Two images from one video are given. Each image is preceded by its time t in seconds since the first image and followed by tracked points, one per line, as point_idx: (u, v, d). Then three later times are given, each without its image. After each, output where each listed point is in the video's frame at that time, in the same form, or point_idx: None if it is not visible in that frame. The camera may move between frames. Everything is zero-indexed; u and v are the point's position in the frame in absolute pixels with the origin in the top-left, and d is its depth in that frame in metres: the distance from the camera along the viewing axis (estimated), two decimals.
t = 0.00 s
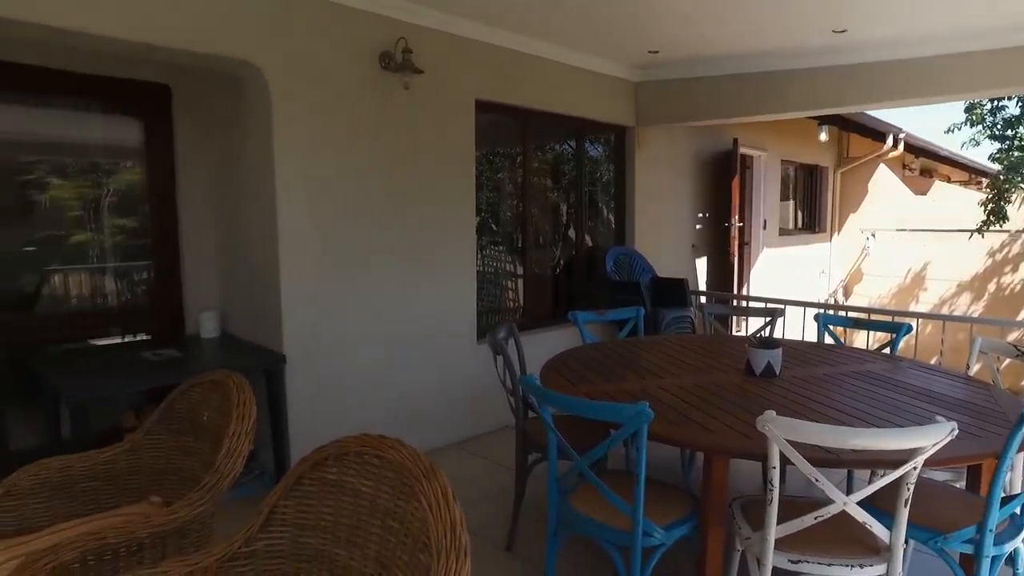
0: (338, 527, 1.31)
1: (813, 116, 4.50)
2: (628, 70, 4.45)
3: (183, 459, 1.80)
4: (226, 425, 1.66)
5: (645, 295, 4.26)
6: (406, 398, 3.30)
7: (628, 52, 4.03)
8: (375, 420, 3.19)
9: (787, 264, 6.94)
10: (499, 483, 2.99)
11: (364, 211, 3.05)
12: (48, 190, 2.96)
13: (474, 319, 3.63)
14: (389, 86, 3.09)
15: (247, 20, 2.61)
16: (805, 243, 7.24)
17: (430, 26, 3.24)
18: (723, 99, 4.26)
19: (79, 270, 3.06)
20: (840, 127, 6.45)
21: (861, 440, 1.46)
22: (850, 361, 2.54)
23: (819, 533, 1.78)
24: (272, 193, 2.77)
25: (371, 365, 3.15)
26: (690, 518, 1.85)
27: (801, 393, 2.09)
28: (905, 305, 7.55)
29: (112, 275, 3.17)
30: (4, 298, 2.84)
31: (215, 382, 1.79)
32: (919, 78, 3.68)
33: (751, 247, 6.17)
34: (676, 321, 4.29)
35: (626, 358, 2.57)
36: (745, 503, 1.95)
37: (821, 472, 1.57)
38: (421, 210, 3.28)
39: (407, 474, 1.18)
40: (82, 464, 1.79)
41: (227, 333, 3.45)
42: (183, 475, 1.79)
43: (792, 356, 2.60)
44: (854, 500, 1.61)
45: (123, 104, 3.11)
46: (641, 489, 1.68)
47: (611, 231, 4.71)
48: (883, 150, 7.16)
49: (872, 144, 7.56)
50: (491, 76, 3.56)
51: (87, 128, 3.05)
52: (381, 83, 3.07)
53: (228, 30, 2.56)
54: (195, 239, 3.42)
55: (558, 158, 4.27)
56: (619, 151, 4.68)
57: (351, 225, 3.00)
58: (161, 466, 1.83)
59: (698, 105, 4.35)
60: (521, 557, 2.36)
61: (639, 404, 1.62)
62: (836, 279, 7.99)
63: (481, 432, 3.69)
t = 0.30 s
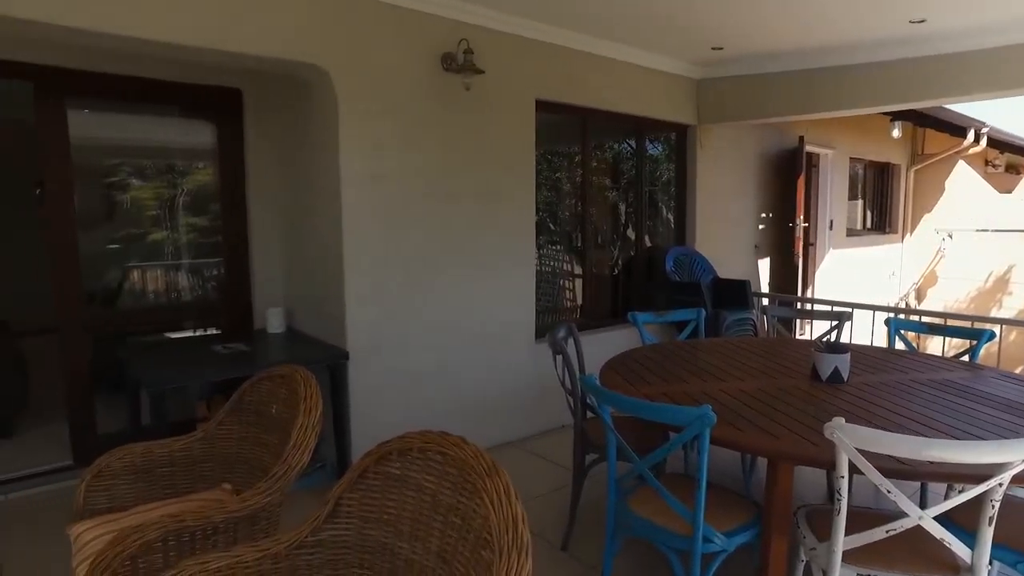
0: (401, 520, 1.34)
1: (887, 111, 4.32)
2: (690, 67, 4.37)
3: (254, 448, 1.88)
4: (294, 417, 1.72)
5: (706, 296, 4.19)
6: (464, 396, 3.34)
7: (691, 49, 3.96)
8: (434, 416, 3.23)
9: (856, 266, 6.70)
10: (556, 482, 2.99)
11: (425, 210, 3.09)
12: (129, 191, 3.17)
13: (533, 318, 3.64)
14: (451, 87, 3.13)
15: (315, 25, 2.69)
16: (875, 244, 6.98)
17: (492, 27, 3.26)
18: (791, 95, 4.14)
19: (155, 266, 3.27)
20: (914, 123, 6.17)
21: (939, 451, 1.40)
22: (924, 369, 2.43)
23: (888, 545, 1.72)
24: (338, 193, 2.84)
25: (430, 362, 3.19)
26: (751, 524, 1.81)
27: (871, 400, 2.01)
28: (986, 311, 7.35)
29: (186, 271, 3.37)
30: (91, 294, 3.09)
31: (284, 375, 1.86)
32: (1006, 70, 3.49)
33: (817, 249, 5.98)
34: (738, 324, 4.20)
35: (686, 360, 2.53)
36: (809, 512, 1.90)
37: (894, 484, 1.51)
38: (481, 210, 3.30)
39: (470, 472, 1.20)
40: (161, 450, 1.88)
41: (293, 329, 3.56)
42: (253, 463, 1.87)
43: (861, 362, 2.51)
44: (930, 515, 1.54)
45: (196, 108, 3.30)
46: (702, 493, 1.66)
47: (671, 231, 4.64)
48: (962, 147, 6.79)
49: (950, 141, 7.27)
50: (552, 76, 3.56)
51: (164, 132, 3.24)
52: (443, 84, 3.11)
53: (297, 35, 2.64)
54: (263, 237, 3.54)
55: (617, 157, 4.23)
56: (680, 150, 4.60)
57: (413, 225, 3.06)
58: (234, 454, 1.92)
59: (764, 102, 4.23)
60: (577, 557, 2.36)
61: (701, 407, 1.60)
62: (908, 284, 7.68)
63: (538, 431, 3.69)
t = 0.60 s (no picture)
0: (463, 518, 1.36)
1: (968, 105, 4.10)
2: (755, 63, 4.26)
3: (319, 442, 1.94)
4: (358, 412, 1.76)
5: (769, 299, 4.08)
6: (522, 395, 3.34)
7: (757, 45, 3.86)
8: (492, 415, 3.25)
9: (930, 269, 6.41)
10: (613, 484, 2.97)
11: (484, 209, 3.11)
12: (201, 191, 3.44)
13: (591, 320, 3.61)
14: (511, 87, 3.14)
15: (379, 28, 2.74)
16: (953, 245, 6.66)
17: (552, 27, 3.26)
18: (862, 90, 3.98)
19: (223, 263, 3.51)
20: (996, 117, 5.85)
21: None
22: (1008, 378, 2.30)
23: (968, 565, 1.63)
24: (400, 193, 2.89)
25: (488, 361, 3.21)
26: (818, 535, 1.76)
27: (947, 410, 1.92)
28: None
29: (251, 268, 3.56)
30: (167, 288, 3.32)
31: (348, 371, 1.91)
32: None
33: (888, 250, 5.74)
34: (803, 328, 4.07)
35: (750, 364, 2.47)
36: (880, 525, 1.83)
37: (979, 501, 1.43)
38: (540, 210, 3.30)
39: (532, 471, 1.21)
40: (232, 440, 1.95)
41: (355, 326, 3.64)
42: (318, 456, 1.92)
43: (937, 370, 2.40)
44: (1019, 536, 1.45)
45: (264, 111, 3.44)
46: (767, 500, 1.61)
47: (732, 232, 4.55)
48: None
49: None
50: (613, 74, 3.52)
51: (235, 135, 3.45)
52: (504, 84, 3.12)
53: (364, 39, 2.70)
54: (327, 236, 3.63)
55: (677, 156, 4.16)
56: (743, 148, 4.50)
57: (472, 224, 3.08)
58: (299, 447, 1.98)
59: (833, 98, 4.09)
60: (634, 560, 2.33)
61: (767, 412, 1.55)
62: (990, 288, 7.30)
63: (595, 432, 3.67)
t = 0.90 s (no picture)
0: (525, 516, 1.37)
1: None
2: (825, 58, 4.12)
3: (382, 437, 1.98)
4: (422, 408, 1.79)
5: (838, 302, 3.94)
6: (581, 396, 3.33)
7: (828, 39, 3.73)
8: (550, 415, 3.26)
9: (1016, 272, 6.06)
10: (673, 488, 2.93)
11: (545, 209, 3.11)
12: (268, 191, 3.58)
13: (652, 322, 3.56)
14: (574, 87, 3.13)
15: (444, 30, 2.78)
16: None
17: (615, 25, 3.23)
18: (942, 84, 3.79)
19: (288, 260, 3.64)
20: None
21: None
22: None
23: None
24: (463, 193, 2.93)
25: (548, 361, 3.21)
26: (892, 550, 1.69)
27: None
28: None
29: (322, 266, 3.69)
30: (236, 283, 3.44)
31: (412, 368, 1.94)
32: None
33: (969, 251, 5.46)
34: (870, 334, 3.97)
35: (818, 370, 2.39)
36: (961, 543, 1.74)
37: None
38: (601, 209, 3.28)
39: (596, 472, 1.21)
40: (300, 433, 2.02)
41: (416, 323, 3.71)
42: (381, 451, 1.97)
43: None
44: None
45: (331, 113, 3.54)
46: (837, 511, 1.56)
47: (799, 233, 4.42)
48: None
49: None
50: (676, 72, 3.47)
51: (303, 137, 3.56)
52: (566, 84, 3.12)
53: (427, 42, 2.75)
54: (391, 235, 3.70)
55: (741, 155, 4.07)
56: (811, 147, 4.36)
57: (533, 223, 3.09)
58: (363, 441, 2.03)
59: (910, 93, 3.91)
60: (694, 566, 2.29)
61: (839, 419, 1.50)
62: None
63: (654, 435, 3.62)
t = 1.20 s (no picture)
0: (578, 516, 1.37)
1: None
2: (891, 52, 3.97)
3: (435, 434, 2.01)
4: (475, 407, 1.81)
5: (902, 306, 3.80)
6: (632, 397, 3.30)
7: (895, 33, 3.59)
8: (601, 416, 3.24)
9: None
10: (726, 493, 2.88)
11: (598, 209, 3.10)
12: (324, 191, 3.61)
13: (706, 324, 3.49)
14: (629, 86, 3.11)
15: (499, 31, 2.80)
16: None
17: (672, 23, 3.19)
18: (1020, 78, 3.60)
19: (342, 258, 3.68)
20: None
21: None
22: None
23: None
24: (516, 193, 2.94)
25: (599, 362, 3.20)
26: (961, 566, 1.62)
27: None
28: None
29: (377, 265, 3.76)
30: (293, 281, 3.55)
31: (465, 367, 1.97)
32: None
33: None
34: (940, 338, 3.80)
35: (881, 375, 2.31)
36: None
37: None
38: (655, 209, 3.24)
39: (651, 474, 1.20)
40: (356, 428, 2.07)
41: (468, 322, 3.74)
42: (434, 447, 2.00)
43: None
44: None
45: (386, 114, 3.61)
46: (901, 523, 1.51)
47: (860, 234, 4.28)
48: None
49: None
50: (734, 70, 3.40)
51: (359, 138, 3.64)
52: (621, 83, 3.09)
53: (482, 43, 2.77)
54: (444, 235, 3.75)
55: (799, 154, 3.97)
56: (874, 145, 4.21)
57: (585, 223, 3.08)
58: (416, 437, 2.07)
59: (983, 87, 3.73)
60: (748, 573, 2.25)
61: (905, 427, 1.45)
62: None
63: (707, 438, 3.57)
